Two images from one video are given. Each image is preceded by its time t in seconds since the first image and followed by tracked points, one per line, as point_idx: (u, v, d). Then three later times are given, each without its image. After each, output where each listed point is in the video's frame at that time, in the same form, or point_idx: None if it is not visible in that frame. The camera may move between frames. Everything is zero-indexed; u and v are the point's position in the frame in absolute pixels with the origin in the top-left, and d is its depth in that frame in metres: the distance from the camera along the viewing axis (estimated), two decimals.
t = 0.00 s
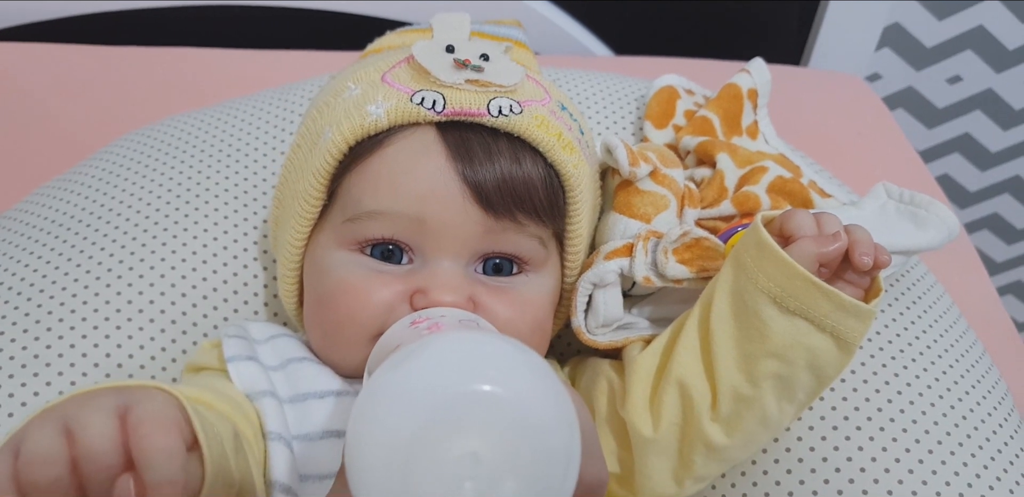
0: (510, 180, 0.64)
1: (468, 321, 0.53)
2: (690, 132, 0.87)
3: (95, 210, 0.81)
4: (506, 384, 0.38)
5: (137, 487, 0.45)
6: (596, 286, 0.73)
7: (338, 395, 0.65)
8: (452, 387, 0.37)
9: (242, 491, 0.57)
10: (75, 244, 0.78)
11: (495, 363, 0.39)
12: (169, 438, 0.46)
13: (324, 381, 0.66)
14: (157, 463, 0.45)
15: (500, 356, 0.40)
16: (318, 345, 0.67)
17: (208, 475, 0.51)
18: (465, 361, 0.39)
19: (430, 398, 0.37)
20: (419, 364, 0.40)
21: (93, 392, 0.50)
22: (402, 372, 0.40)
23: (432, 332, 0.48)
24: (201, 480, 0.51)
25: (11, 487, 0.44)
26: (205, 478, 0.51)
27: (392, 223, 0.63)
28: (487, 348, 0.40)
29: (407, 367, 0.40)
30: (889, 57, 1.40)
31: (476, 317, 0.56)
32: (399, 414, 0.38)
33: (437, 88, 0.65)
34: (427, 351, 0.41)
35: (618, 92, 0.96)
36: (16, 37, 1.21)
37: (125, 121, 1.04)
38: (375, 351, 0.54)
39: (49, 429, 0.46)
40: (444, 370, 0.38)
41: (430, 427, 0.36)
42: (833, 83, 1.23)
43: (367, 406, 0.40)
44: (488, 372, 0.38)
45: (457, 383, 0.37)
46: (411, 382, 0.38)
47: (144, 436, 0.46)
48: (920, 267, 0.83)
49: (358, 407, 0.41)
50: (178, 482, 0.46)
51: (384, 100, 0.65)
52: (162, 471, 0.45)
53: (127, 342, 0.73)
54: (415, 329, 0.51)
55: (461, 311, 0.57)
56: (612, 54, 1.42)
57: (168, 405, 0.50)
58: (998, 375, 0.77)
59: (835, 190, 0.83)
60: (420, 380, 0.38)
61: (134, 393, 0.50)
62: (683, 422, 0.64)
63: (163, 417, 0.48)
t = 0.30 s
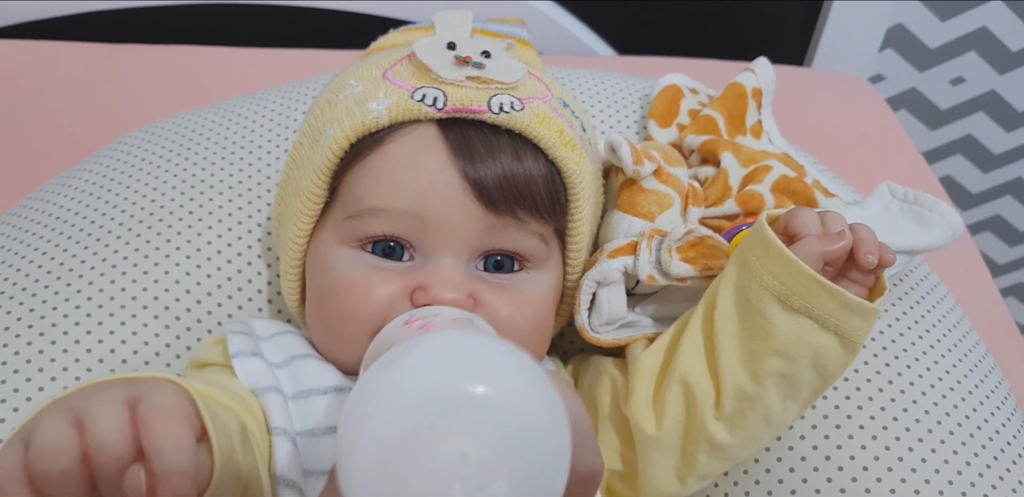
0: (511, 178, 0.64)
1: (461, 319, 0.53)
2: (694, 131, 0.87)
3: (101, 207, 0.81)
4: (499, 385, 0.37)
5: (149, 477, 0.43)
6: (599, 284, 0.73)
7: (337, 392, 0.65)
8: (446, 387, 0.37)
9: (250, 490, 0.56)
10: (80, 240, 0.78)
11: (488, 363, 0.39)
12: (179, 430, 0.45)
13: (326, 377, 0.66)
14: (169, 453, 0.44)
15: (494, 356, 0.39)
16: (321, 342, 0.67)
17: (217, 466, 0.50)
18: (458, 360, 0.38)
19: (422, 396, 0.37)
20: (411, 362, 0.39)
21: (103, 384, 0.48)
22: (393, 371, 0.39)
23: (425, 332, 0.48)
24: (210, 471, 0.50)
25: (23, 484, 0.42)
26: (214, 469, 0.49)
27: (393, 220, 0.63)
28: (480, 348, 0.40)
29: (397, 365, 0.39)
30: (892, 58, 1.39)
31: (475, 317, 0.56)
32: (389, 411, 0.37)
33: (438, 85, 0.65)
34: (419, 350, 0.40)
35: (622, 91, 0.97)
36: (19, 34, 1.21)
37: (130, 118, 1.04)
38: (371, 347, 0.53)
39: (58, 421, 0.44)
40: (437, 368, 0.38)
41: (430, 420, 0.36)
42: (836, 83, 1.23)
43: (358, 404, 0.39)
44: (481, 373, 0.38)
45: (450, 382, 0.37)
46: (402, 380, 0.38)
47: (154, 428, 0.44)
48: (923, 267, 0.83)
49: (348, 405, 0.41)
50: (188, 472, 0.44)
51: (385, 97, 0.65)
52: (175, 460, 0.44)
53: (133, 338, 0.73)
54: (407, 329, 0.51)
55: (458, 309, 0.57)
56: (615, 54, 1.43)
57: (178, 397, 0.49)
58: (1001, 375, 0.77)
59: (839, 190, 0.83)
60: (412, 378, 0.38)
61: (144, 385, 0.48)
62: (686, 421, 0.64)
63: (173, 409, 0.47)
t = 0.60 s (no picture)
0: (505, 179, 0.64)
1: (444, 329, 0.53)
2: (693, 132, 0.87)
3: (101, 209, 0.82)
4: (481, 400, 0.37)
5: (171, 466, 0.43)
6: (598, 285, 0.73)
7: (330, 393, 0.65)
8: (428, 396, 0.37)
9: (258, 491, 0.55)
10: (82, 242, 0.78)
11: (470, 373, 0.38)
12: (199, 418, 0.45)
13: (324, 378, 0.66)
14: (192, 439, 0.43)
15: (476, 367, 0.39)
16: (319, 344, 0.67)
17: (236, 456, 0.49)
18: (441, 370, 0.38)
19: (404, 405, 0.37)
20: (392, 372, 0.39)
21: (123, 373, 0.47)
22: (375, 380, 0.39)
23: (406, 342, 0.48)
24: (229, 461, 0.49)
25: (47, 474, 0.41)
26: (232, 460, 0.49)
27: (387, 222, 0.63)
28: (461, 358, 0.40)
29: (377, 377, 0.39)
30: (894, 58, 1.39)
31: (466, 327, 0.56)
32: (371, 417, 0.37)
33: (430, 87, 0.65)
34: (400, 360, 0.40)
35: (622, 92, 0.97)
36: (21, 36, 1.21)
37: (130, 120, 1.04)
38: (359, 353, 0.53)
39: (79, 410, 0.43)
40: (420, 378, 0.38)
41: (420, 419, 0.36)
42: (837, 83, 1.23)
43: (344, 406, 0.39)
44: (463, 387, 0.37)
45: (432, 392, 0.37)
46: (384, 389, 0.38)
47: (177, 415, 0.44)
48: (923, 267, 0.83)
49: (327, 416, 0.40)
50: (211, 458, 0.44)
51: (378, 99, 0.65)
52: (197, 447, 0.43)
53: (134, 339, 0.73)
54: (389, 340, 0.51)
55: (445, 317, 0.57)
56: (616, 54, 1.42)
57: (197, 384, 0.48)
58: (1001, 375, 0.77)
59: (839, 189, 0.83)
60: (395, 387, 0.38)
61: (164, 374, 0.48)
62: (685, 421, 0.64)
63: (193, 397, 0.46)
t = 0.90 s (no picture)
0: (499, 178, 0.64)
1: (437, 329, 0.53)
2: (691, 130, 0.87)
3: (99, 210, 0.81)
4: (468, 401, 0.37)
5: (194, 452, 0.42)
6: (596, 284, 0.73)
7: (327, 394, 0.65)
8: (418, 395, 0.37)
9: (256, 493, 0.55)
10: (79, 244, 0.78)
11: (462, 375, 0.38)
12: (218, 404, 0.46)
13: (320, 377, 0.66)
14: (212, 425, 0.44)
15: (468, 369, 0.39)
16: (315, 344, 0.67)
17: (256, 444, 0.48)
18: (433, 369, 0.38)
19: (393, 404, 0.36)
20: (384, 370, 0.39)
21: (142, 361, 0.49)
22: (363, 381, 0.38)
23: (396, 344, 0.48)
24: (247, 452, 0.48)
25: (69, 459, 0.43)
26: (251, 451, 0.48)
27: (382, 223, 0.63)
28: (455, 360, 0.39)
29: (369, 375, 0.39)
30: (895, 53, 1.39)
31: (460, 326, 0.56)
32: (360, 414, 0.37)
33: (425, 87, 0.65)
34: (394, 359, 0.40)
35: (621, 89, 0.96)
36: (19, 37, 1.21)
37: (128, 121, 1.04)
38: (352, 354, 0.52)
39: (102, 397, 0.45)
40: (411, 376, 0.38)
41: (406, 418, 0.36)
42: (837, 79, 1.23)
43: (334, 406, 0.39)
44: (451, 388, 0.37)
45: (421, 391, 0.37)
46: (374, 386, 0.38)
47: (197, 402, 0.45)
48: (923, 264, 0.83)
49: (319, 411, 0.40)
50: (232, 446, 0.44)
51: (372, 99, 0.65)
52: (217, 435, 0.43)
53: (132, 340, 0.73)
54: (381, 340, 0.50)
55: (439, 317, 0.57)
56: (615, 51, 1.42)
57: (215, 373, 0.49)
58: (1002, 372, 0.76)
59: (839, 187, 0.83)
60: (386, 385, 0.37)
61: (183, 363, 0.49)
62: (683, 420, 0.64)
63: (210, 383, 0.48)
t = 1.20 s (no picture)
0: (498, 176, 0.64)
1: (429, 331, 0.53)
2: (693, 127, 0.87)
3: (102, 207, 0.82)
4: (459, 404, 0.37)
5: (205, 440, 0.43)
6: (598, 281, 0.73)
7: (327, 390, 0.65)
8: (407, 399, 0.37)
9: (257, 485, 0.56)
10: (83, 241, 0.78)
11: (452, 380, 0.38)
12: (230, 392, 0.46)
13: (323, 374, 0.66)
14: (224, 413, 0.45)
15: (457, 372, 0.39)
16: (316, 341, 0.67)
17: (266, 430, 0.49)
18: (423, 374, 0.38)
19: (382, 408, 0.37)
20: (373, 372, 0.39)
21: (154, 351, 0.50)
22: (356, 379, 0.39)
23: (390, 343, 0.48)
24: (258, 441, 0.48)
25: (82, 448, 0.44)
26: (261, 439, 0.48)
27: (383, 221, 0.63)
28: (445, 363, 0.40)
29: (362, 372, 0.39)
30: (898, 51, 1.38)
31: (449, 327, 0.56)
32: (348, 416, 0.37)
33: (423, 85, 0.65)
34: (384, 360, 0.40)
35: (622, 87, 0.96)
36: (24, 36, 1.22)
37: (132, 118, 1.04)
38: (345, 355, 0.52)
39: (114, 386, 0.46)
40: (401, 379, 0.38)
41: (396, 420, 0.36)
42: (838, 76, 1.23)
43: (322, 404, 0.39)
44: (442, 390, 0.37)
45: (410, 395, 0.37)
46: (363, 388, 0.38)
47: (209, 389, 0.46)
48: (924, 261, 0.83)
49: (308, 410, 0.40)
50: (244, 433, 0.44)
51: (371, 97, 0.65)
52: (229, 422, 0.44)
53: (135, 337, 0.73)
54: (372, 341, 0.50)
55: (433, 319, 0.57)
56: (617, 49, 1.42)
57: (224, 361, 0.50)
58: (1003, 370, 0.77)
59: (839, 184, 0.83)
60: (375, 388, 0.38)
61: (195, 352, 0.50)
62: (684, 417, 0.64)
63: (222, 371, 0.48)
